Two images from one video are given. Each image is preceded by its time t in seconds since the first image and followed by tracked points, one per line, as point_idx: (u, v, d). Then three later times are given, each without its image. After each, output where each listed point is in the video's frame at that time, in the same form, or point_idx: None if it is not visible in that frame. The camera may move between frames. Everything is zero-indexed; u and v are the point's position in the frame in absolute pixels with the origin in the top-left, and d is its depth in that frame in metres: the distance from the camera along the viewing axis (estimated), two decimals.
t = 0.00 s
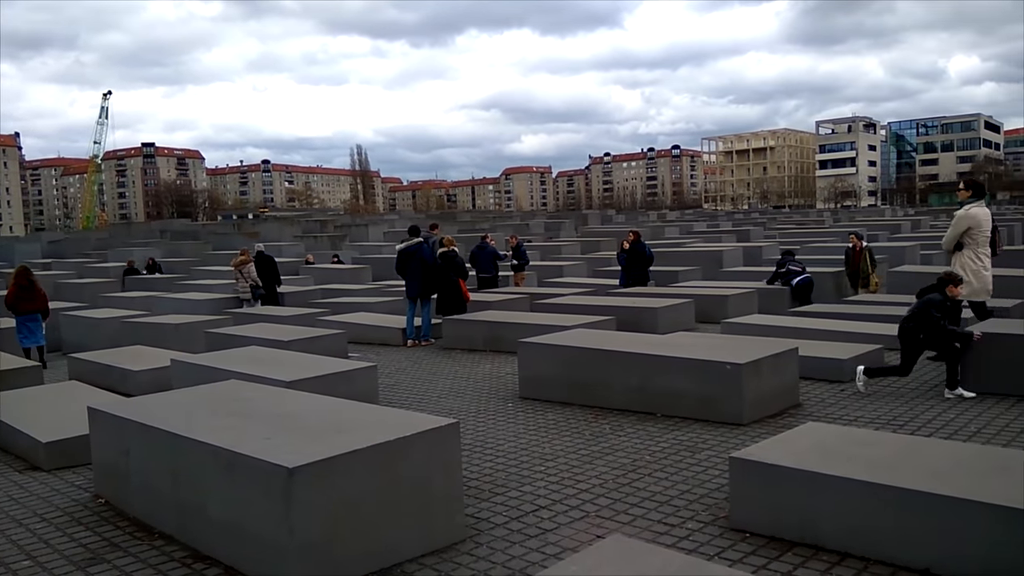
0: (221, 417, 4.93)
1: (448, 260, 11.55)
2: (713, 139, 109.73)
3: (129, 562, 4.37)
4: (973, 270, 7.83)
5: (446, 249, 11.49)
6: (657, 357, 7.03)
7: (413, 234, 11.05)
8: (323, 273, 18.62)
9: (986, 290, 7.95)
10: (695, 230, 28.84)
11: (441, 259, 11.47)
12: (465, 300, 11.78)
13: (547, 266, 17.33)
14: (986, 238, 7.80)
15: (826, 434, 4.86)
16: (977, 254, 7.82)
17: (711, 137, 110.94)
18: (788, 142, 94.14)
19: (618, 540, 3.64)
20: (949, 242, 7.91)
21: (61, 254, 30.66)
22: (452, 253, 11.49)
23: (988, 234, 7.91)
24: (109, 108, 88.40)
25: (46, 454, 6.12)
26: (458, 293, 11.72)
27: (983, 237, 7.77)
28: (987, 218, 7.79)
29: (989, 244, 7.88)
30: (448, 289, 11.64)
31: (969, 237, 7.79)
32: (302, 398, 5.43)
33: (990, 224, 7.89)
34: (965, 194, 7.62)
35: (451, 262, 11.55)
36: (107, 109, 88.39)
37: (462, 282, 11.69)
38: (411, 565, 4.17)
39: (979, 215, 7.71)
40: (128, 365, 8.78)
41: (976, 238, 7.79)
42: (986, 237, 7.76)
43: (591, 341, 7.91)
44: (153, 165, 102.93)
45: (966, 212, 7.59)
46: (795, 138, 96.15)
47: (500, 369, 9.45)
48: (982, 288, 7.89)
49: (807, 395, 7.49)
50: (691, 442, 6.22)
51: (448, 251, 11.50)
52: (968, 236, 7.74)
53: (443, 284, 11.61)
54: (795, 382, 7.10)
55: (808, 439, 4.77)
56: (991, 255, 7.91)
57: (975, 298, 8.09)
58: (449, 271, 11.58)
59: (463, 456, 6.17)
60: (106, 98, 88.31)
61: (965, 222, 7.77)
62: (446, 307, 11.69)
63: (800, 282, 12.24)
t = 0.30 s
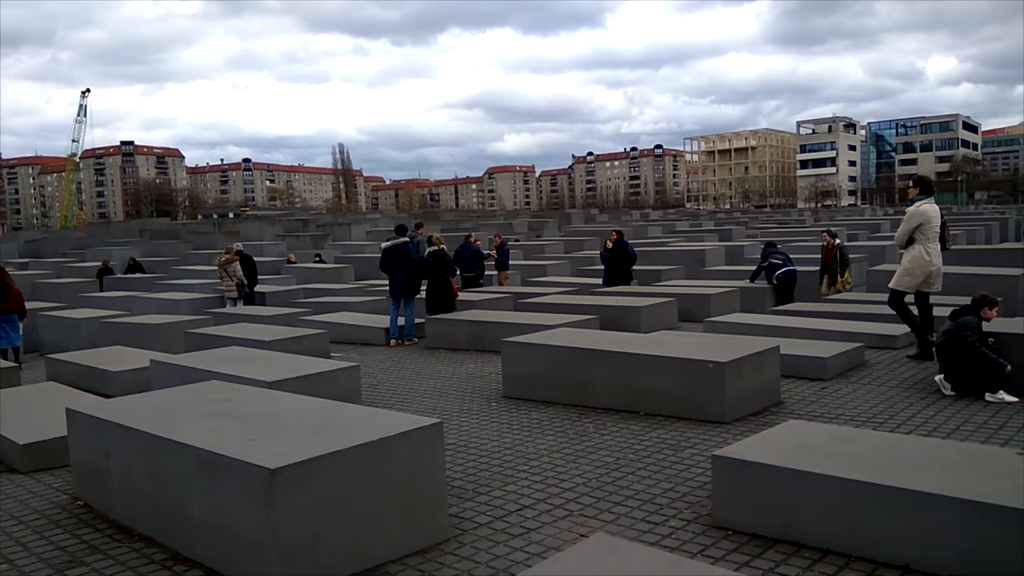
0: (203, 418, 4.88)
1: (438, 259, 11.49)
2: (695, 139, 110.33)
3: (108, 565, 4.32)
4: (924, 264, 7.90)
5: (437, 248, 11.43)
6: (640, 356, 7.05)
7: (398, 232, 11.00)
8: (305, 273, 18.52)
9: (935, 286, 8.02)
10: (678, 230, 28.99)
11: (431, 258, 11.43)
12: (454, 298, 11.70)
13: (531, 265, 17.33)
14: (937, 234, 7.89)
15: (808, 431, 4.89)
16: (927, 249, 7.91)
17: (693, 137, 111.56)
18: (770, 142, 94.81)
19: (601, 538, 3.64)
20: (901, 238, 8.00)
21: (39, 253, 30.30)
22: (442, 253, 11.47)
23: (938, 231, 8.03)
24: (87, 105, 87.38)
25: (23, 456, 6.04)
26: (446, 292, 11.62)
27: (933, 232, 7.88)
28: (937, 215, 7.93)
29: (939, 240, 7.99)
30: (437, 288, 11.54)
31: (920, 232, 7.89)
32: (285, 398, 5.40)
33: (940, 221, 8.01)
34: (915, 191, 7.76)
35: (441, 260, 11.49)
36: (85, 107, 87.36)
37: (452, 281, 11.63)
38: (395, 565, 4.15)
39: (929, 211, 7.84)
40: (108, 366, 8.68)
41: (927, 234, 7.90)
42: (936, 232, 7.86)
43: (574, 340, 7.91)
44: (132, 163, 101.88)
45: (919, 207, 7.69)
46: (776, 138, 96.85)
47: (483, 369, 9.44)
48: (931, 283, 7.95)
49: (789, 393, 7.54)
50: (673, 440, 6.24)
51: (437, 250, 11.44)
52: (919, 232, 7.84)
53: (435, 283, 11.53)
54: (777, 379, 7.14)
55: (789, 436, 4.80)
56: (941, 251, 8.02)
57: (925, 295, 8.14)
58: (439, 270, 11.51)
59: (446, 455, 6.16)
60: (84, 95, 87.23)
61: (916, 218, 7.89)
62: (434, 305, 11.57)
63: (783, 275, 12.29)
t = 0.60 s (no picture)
0: (182, 419, 4.84)
1: (424, 258, 11.43)
2: (677, 139, 110.86)
3: (86, 567, 4.28)
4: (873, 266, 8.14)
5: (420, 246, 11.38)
6: (622, 354, 7.08)
7: (383, 231, 10.98)
8: (286, 272, 18.42)
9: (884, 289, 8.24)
10: (660, 228, 29.12)
11: (415, 257, 11.39)
12: (439, 297, 11.65)
13: (513, 264, 17.34)
14: (885, 238, 8.16)
15: (788, 429, 4.93)
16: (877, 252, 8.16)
17: (675, 136, 112.07)
18: (750, 142, 95.43)
19: (582, 536, 3.65)
20: (851, 241, 8.25)
21: (14, 253, 29.88)
22: (428, 252, 11.43)
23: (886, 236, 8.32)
24: (63, 103, 86.25)
25: None
26: (432, 290, 11.57)
27: (881, 236, 8.16)
28: (885, 220, 8.22)
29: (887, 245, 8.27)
30: (421, 287, 11.49)
31: (869, 235, 8.16)
32: (266, 399, 5.37)
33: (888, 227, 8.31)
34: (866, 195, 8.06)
35: (426, 259, 11.43)
36: (62, 104, 86.24)
37: (437, 280, 11.57)
38: (377, 565, 4.14)
39: (878, 215, 8.12)
40: (85, 367, 8.58)
41: (876, 237, 8.18)
42: (884, 236, 8.14)
43: (556, 339, 7.93)
44: (110, 162, 100.72)
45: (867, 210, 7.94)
46: (757, 138, 97.54)
47: (466, 368, 9.43)
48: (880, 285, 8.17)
49: (769, 390, 7.59)
50: (655, 438, 6.27)
51: (422, 249, 11.38)
52: (868, 235, 8.10)
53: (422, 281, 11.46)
54: (758, 378, 7.19)
55: (770, 434, 4.83)
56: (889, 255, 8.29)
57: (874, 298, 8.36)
58: (424, 269, 11.46)
59: (429, 454, 6.16)
60: (61, 93, 86.12)
61: (865, 221, 8.16)
62: (419, 304, 11.52)
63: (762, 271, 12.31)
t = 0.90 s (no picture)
0: (162, 419, 4.80)
1: (406, 257, 11.39)
2: (658, 138, 111.36)
3: (63, 570, 4.22)
4: (822, 261, 8.53)
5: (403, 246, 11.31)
6: (604, 353, 7.10)
7: (368, 231, 10.94)
8: (267, 271, 18.30)
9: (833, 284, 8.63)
10: (642, 228, 29.24)
11: (398, 256, 11.35)
12: (422, 296, 11.62)
13: (496, 264, 17.33)
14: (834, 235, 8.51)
15: (768, 427, 4.97)
16: (828, 248, 8.56)
17: (656, 136, 112.63)
18: (731, 141, 96.05)
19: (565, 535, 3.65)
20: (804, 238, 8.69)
21: None
22: (409, 250, 11.37)
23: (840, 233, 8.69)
24: (39, 100, 85.05)
25: None
26: (414, 289, 11.54)
27: (833, 233, 8.55)
28: (837, 219, 8.62)
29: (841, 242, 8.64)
30: (404, 286, 11.44)
31: (820, 233, 8.58)
32: (246, 399, 5.34)
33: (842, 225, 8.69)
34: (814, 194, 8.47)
35: (408, 259, 11.38)
36: (37, 101, 85.04)
37: (419, 278, 11.53)
38: (358, 566, 4.11)
39: (829, 213, 8.54)
40: (62, 367, 8.47)
41: (826, 234, 8.59)
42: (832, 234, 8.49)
43: (538, 338, 7.94)
44: (87, 160, 99.51)
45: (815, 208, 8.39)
46: (737, 137, 98.21)
47: (448, 367, 9.41)
48: (828, 280, 8.56)
49: (750, 388, 7.65)
50: (637, 437, 6.29)
51: (404, 248, 11.34)
52: (818, 231, 8.53)
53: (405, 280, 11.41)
54: (738, 375, 7.24)
55: (749, 432, 4.87)
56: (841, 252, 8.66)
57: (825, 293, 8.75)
58: (406, 268, 11.42)
59: (410, 454, 6.15)
60: (36, 89, 84.94)
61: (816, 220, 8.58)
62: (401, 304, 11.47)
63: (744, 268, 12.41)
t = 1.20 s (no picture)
0: (140, 420, 4.74)
1: (386, 256, 11.32)
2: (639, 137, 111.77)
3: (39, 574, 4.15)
4: (784, 262, 8.65)
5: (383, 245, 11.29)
6: (586, 351, 7.11)
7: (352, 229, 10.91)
8: (246, 271, 18.15)
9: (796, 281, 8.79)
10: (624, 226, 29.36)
11: (379, 255, 11.28)
12: (402, 295, 11.56)
13: (477, 263, 17.31)
14: (794, 235, 8.59)
15: (749, 424, 4.99)
16: (788, 248, 8.65)
17: (637, 135, 113.07)
18: (711, 141, 96.60)
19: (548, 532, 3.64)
20: (764, 238, 8.76)
21: None
22: (390, 249, 11.33)
23: (800, 231, 8.74)
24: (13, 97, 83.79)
25: None
26: (395, 288, 11.49)
27: (793, 234, 8.61)
28: (797, 218, 8.66)
29: (801, 240, 8.73)
30: (385, 285, 11.37)
31: (779, 233, 8.63)
32: (227, 399, 5.29)
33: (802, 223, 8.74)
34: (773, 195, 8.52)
35: (388, 258, 11.33)
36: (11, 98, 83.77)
37: (399, 277, 11.48)
38: (339, 567, 4.09)
39: (788, 214, 8.56)
40: (37, 369, 8.34)
41: (786, 235, 8.65)
42: (793, 234, 8.56)
43: (520, 337, 7.93)
44: (63, 158, 98.19)
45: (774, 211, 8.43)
46: (718, 137, 98.79)
47: (430, 367, 9.38)
48: (791, 280, 8.70)
49: (731, 386, 7.69)
50: (619, 435, 6.30)
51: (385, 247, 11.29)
52: (778, 233, 8.58)
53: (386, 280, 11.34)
54: (719, 373, 7.28)
55: (730, 429, 4.89)
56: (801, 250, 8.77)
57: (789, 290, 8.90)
58: (385, 266, 11.36)
59: (392, 453, 6.12)
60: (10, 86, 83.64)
61: (776, 221, 8.61)
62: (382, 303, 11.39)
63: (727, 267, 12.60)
